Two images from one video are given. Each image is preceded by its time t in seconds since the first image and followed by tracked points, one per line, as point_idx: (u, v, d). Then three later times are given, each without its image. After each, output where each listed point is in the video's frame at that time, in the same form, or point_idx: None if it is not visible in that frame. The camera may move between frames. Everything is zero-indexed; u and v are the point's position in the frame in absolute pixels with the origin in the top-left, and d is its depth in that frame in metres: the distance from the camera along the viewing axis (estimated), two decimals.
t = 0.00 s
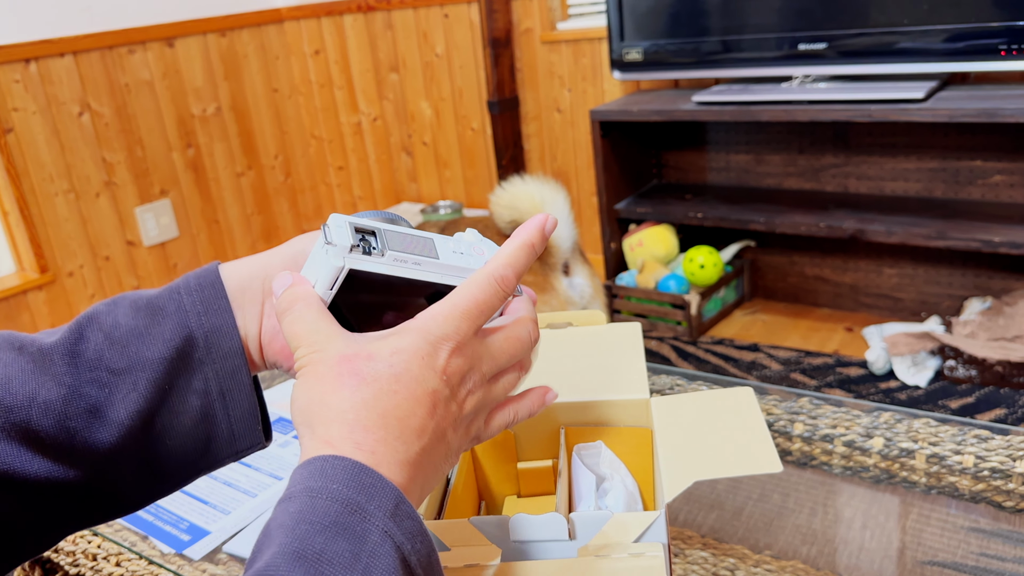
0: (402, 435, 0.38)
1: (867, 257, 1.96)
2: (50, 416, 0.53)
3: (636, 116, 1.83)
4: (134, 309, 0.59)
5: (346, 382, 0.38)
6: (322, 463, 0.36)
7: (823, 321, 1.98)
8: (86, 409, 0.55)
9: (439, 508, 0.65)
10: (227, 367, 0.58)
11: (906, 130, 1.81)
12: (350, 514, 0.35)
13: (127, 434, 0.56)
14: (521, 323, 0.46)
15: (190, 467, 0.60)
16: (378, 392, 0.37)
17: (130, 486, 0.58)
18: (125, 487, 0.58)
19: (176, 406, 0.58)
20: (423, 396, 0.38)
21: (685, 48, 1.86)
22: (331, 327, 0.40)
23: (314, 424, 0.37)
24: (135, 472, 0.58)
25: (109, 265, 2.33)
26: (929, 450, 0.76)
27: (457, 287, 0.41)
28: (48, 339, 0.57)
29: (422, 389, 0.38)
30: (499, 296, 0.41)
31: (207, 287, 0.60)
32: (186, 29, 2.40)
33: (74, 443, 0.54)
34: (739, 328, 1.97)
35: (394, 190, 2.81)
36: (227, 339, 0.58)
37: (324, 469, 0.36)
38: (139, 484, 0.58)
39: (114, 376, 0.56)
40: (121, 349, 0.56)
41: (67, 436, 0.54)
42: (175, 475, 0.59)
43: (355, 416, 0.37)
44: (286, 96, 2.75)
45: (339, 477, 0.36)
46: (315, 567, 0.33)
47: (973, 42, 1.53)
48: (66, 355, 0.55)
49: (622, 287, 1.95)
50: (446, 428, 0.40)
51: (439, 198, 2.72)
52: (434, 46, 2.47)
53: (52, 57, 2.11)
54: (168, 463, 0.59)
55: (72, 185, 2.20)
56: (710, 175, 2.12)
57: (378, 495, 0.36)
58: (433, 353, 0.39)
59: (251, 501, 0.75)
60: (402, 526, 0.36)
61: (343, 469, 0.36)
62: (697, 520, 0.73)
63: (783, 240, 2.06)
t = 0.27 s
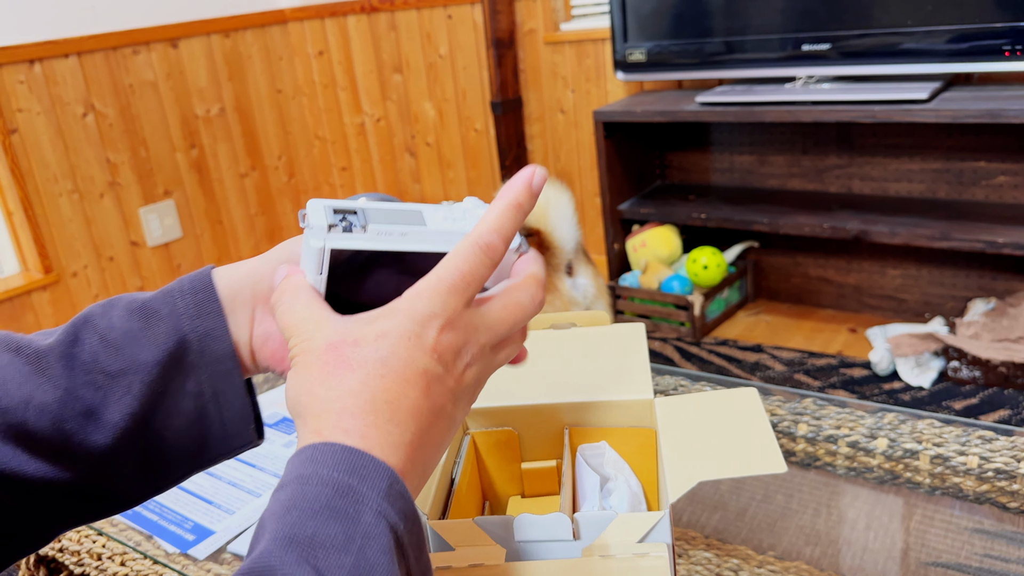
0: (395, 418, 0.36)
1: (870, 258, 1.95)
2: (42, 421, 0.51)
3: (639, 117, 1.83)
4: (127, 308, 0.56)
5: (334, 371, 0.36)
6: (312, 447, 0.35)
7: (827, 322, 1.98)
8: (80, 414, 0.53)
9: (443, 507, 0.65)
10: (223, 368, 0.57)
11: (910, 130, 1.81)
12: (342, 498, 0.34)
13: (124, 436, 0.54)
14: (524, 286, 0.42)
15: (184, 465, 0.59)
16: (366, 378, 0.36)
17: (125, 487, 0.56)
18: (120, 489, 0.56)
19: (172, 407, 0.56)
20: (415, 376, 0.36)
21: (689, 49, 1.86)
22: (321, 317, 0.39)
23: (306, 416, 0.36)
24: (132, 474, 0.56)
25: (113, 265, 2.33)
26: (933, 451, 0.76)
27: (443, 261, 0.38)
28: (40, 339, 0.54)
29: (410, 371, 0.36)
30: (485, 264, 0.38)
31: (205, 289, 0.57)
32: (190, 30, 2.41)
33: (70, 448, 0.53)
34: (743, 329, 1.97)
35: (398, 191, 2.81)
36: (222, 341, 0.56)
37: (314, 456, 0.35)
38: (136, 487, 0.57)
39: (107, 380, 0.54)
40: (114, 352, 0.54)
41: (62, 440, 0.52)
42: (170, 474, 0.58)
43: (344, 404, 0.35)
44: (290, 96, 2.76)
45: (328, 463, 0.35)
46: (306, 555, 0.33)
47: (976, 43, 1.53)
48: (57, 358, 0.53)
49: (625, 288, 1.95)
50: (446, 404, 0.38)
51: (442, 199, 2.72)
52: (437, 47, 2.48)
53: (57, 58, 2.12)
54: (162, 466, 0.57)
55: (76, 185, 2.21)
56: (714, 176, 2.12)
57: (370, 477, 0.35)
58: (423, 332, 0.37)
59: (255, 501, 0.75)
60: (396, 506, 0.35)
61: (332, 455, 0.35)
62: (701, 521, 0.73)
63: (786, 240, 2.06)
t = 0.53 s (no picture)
0: (424, 397, 0.35)
1: (873, 260, 1.95)
2: None
3: (641, 118, 1.83)
4: (64, 347, 0.55)
5: (363, 347, 0.36)
6: (338, 425, 0.35)
7: (829, 324, 1.97)
8: (17, 453, 0.53)
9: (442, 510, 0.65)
10: (161, 407, 0.56)
11: (913, 132, 1.80)
12: (368, 476, 0.34)
13: (59, 475, 0.54)
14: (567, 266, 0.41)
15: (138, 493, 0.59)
16: (396, 354, 0.35)
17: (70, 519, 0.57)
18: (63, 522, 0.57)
19: (112, 443, 0.56)
20: (446, 354, 0.36)
21: (691, 50, 1.86)
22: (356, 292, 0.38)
23: (336, 391, 0.36)
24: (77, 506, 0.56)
25: (115, 267, 2.33)
26: (935, 454, 0.75)
27: (480, 235, 0.37)
28: None
29: (439, 349, 0.35)
30: (522, 240, 0.37)
31: (136, 325, 0.56)
32: (193, 31, 2.41)
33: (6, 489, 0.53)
34: (745, 330, 1.96)
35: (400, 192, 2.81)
36: (158, 381, 0.56)
37: (340, 433, 0.35)
38: (80, 517, 0.58)
39: (43, 421, 0.54)
40: (49, 392, 0.54)
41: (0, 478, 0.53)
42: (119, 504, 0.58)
43: (373, 380, 0.35)
44: (291, 97, 2.75)
45: (354, 442, 0.34)
46: (331, 535, 0.33)
47: (979, 44, 1.53)
48: None
49: (627, 289, 1.95)
50: (480, 386, 0.37)
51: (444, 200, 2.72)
52: (439, 48, 2.47)
53: (59, 59, 2.12)
54: (109, 499, 0.57)
55: (78, 186, 2.21)
56: (716, 177, 2.12)
57: (397, 455, 0.34)
58: (455, 310, 0.36)
59: (256, 503, 0.75)
60: (424, 485, 0.35)
61: (358, 431, 0.35)
62: (703, 524, 0.73)
63: (789, 242, 2.05)
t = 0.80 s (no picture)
0: (411, 393, 0.36)
1: (876, 262, 1.95)
2: None
3: (644, 120, 1.83)
4: (76, 360, 0.55)
5: (357, 341, 0.37)
6: (322, 427, 0.36)
7: (832, 327, 1.97)
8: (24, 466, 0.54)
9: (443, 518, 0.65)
10: (169, 432, 0.56)
11: (916, 135, 1.80)
12: (350, 476, 0.34)
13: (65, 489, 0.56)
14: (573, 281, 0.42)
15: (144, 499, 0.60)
16: (389, 349, 0.37)
17: (75, 522, 0.59)
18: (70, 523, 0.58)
19: (122, 458, 0.57)
20: (436, 353, 0.37)
21: (693, 52, 1.86)
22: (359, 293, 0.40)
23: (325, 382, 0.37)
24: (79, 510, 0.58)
25: (117, 268, 2.34)
26: (937, 458, 0.75)
27: (484, 240, 0.39)
28: None
29: (430, 347, 0.37)
30: (525, 246, 0.39)
31: (148, 342, 0.55)
32: (195, 33, 2.41)
33: (13, 499, 0.55)
34: (747, 333, 1.96)
35: (401, 194, 2.81)
36: (166, 408, 0.55)
37: (322, 433, 0.36)
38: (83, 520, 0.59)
39: (52, 435, 0.54)
40: (59, 407, 0.54)
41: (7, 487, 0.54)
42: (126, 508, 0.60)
43: (363, 371, 0.36)
44: (293, 99, 2.77)
45: (336, 441, 0.35)
46: (313, 535, 0.33)
47: (982, 47, 1.53)
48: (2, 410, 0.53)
49: (629, 292, 1.95)
50: (466, 390, 0.38)
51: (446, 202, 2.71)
52: (441, 50, 2.48)
53: (63, 61, 2.13)
54: (113, 508, 0.59)
55: (80, 188, 2.21)
56: (718, 180, 2.11)
57: (380, 453, 0.35)
58: (451, 312, 0.37)
59: (256, 507, 0.75)
60: (409, 484, 0.35)
61: (340, 431, 0.35)
62: (704, 527, 0.72)
63: (791, 245, 2.05)
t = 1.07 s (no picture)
0: (388, 379, 0.39)
1: (878, 265, 1.94)
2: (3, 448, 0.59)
3: (645, 123, 1.83)
4: (85, 341, 0.62)
5: (335, 337, 0.40)
6: (298, 425, 0.38)
7: (833, 330, 1.97)
8: (39, 442, 0.60)
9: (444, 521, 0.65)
10: (175, 401, 0.64)
11: (918, 137, 1.80)
12: (327, 471, 0.36)
13: (76, 464, 0.62)
14: (546, 267, 0.46)
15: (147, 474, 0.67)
16: (365, 338, 0.39)
17: (82, 496, 0.65)
18: (77, 499, 0.65)
19: (132, 430, 0.64)
20: (411, 340, 0.40)
21: (695, 55, 1.86)
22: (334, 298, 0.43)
23: (305, 378, 0.40)
24: (92, 486, 0.64)
25: (119, 270, 2.34)
26: (938, 462, 0.76)
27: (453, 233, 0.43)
28: None
29: (406, 337, 0.40)
30: (494, 232, 0.42)
31: (155, 323, 0.63)
32: (197, 35, 2.41)
33: (29, 473, 0.61)
34: (749, 335, 1.96)
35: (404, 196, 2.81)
36: (173, 379, 0.63)
37: (298, 431, 0.38)
38: (96, 494, 0.66)
39: (64, 413, 0.61)
40: (70, 386, 0.61)
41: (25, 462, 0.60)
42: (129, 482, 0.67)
43: (341, 362, 0.39)
44: (296, 102, 2.76)
45: (310, 438, 0.37)
46: (289, 534, 0.35)
47: (983, 50, 1.52)
48: (18, 390, 0.60)
49: (631, 294, 1.95)
50: (445, 377, 0.40)
51: (448, 205, 2.71)
52: (444, 53, 2.48)
53: (65, 64, 2.13)
54: (123, 481, 0.66)
55: (82, 190, 2.22)
56: (720, 182, 2.11)
57: (356, 447, 0.37)
58: (424, 302, 0.40)
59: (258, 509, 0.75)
60: (389, 475, 0.37)
61: (315, 428, 0.37)
62: (706, 530, 0.72)
63: (793, 247, 2.05)
